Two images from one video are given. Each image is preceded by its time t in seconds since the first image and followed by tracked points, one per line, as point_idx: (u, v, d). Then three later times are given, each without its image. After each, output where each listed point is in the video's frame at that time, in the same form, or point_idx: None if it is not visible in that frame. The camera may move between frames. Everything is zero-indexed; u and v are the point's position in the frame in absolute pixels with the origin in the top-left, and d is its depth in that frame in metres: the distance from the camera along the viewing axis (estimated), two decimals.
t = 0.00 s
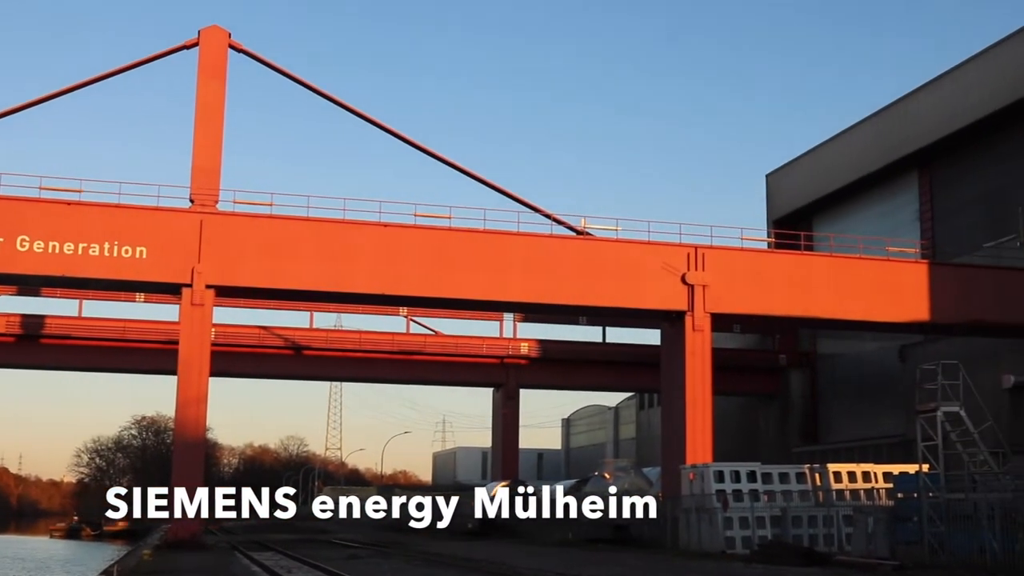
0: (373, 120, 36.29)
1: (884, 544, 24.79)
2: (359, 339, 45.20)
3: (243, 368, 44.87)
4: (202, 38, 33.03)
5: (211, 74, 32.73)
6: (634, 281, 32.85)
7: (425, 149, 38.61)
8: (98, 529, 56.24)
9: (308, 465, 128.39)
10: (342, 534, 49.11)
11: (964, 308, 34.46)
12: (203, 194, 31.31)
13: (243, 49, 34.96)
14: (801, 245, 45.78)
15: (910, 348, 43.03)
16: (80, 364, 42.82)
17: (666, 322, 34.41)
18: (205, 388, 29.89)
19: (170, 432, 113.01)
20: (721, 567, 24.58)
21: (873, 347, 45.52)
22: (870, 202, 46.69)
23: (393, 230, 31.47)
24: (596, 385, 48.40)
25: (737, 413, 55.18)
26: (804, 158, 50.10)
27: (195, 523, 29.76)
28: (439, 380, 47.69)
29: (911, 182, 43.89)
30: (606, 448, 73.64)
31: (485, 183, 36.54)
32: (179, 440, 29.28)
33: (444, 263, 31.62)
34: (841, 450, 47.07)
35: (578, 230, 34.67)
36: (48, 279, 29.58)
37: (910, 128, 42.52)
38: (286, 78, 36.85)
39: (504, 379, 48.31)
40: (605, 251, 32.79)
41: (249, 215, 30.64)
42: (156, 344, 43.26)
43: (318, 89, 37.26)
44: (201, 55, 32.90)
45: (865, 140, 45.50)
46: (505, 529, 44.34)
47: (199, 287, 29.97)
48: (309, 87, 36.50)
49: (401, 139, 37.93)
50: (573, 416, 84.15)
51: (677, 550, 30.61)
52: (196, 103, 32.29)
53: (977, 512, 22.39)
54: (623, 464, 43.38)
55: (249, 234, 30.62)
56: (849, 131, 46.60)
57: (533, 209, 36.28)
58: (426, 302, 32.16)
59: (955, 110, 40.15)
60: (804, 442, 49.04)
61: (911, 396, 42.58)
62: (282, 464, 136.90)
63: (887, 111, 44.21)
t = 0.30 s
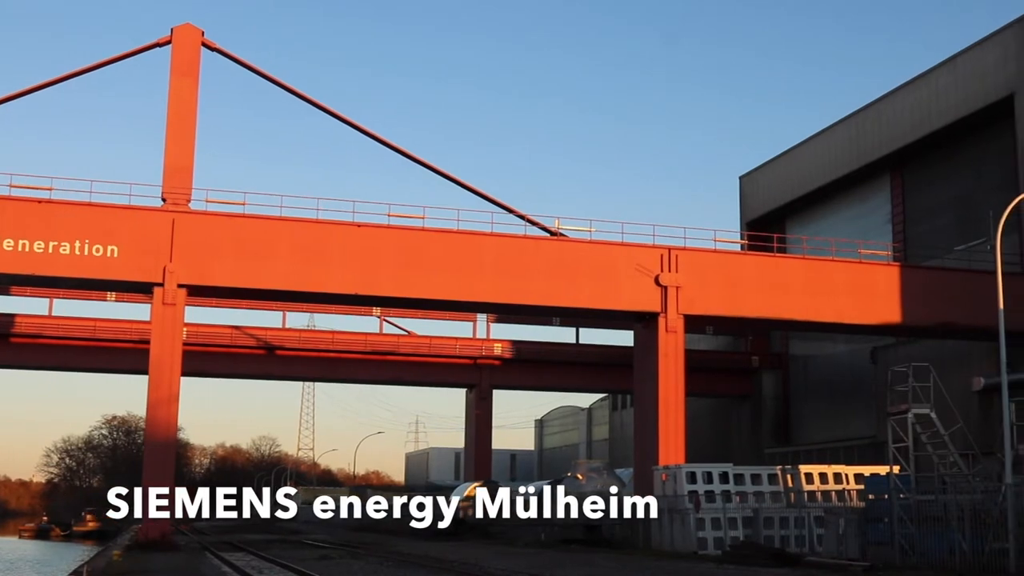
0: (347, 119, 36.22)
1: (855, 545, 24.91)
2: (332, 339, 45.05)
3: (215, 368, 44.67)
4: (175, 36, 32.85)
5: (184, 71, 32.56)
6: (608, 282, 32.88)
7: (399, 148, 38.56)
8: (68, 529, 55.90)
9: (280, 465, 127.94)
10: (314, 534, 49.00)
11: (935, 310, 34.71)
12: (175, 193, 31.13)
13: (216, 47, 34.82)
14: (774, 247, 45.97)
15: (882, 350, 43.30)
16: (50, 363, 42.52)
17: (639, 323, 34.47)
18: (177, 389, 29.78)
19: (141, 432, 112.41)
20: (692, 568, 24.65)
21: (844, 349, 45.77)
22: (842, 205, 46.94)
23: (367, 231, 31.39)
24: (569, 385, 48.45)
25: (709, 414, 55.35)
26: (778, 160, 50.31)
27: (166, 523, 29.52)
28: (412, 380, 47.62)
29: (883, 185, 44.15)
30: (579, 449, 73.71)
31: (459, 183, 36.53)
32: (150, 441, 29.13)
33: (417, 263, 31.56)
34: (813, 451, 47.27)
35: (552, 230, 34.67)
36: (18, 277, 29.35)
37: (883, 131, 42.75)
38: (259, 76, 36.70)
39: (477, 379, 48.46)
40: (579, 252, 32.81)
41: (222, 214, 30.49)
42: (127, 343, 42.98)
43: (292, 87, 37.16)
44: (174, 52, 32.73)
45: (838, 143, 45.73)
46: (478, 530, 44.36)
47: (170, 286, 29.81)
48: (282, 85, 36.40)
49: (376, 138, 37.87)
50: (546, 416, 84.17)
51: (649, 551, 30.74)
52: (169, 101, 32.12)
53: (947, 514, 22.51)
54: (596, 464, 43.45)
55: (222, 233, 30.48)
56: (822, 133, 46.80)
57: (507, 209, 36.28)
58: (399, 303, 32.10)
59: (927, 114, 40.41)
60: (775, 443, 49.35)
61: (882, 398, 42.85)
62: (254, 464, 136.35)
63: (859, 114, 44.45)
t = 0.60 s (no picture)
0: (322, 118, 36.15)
1: (827, 546, 25.02)
2: (306, 338, 44.91)
3: (188, 367, 44.43)
4: (148, 34, 32.68)
5: (158, 69, 32.39)
6: (582, 282, 32.89)
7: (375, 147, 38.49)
8: (40, 530, 55.50)
9: (253, 466, 127.48)
10: (288, 535, 48.81)
11: (908, 312, 34.92)
12: (149, 191, 30.94)
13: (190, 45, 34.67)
14: (749, 249, 46.12)
15: (855, 351, 43.49)
16: (21, 361, 42.19)
17: (614, 324, 34.50)
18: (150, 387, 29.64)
19: (114, 432, 111.81)
20: (665, 569, 24.71)
21: (818, 351, 45.95)
22: (816, 207, 47.13)
23: (342, 230, 31.30)
24: (544, 386, 48.46)
25: (683, 415, 55.48)
26: (752, 162, 50.48)
27: (138, 523, 29.33)
28: (386, 380, 47.52)
29: (857, 187, 44.38)
30: (553, 449, 73.76)
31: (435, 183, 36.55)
32: (122, 440, 28.92)
33: (392, 263, 31.49)
34: (786, 452, 47.44)
35: (527, 230, 34.66)
36: None
37: (857, 133, 42.97)
38: (234, 74, 36.58)
39: (452, 379, 48.41)
40: (553, 252, 32.80)
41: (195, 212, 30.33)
42: (99, 342, 42.69)
43: (265, 85, 37.06)
44: (147, 50, 32.55)
45: (812, 145, 45.92)
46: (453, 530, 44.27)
47: (144, 285, 29.63)
48: (257, 83, 36.29)
49: (351, 137, 37.77)
50: (521, 417, 84.20)
51: (623, 551, 30.79)
52: (142, 99, 31.94)
53: (918, 514, 22.64)
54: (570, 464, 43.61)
55: (195, 232, 30.32)
56: (797, 135, 46.98)
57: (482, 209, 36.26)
58: (374, 302, 32.01)
59: (900, 117, 40.65)
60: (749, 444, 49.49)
61: (856, 399, 43.05)
62: (227, 464, 135.83)
63: (833, 117, 44.64)
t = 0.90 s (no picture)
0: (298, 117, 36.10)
1: (802, 546, 25.12)
2: (281, 338, 44.78)
3: (163, 366, 44.21)
4: (124, 30, 32.49)
5: (133, 66, 32.21)
6: (559, 283, 32.90)
7: (351, 146, 38.40)
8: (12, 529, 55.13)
9: (228, 465, 127.05)
10: (263, 534, 48.62)
11: (883, 313, 35.08)
12: (123, 188, 30.77)
13: (165, 42, 34.52)
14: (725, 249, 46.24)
15: (830, 352, 43.69)
16: None
17: (590, 324, 34.53)
18: (124, 386, 29.47)
19: (88, 431, 111.33)
20: (640, 569, 24.76)
21: (793, 351, 46.12)
22: (792, 208, 47.31)
23: (319, 229, 31.19)
24: (520, 386, 48.48)
25: (659, 415, 55.61)
26: (729, 163, 50.65)
27: (110, 521, 29.22)
28: (362, 380, 47.41)
29: (833, 189, 44.57)
30: (528, 450, 73.80)
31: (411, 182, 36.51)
32: (95, 440, 28.72)
33: (368, 262, 31.42)
34: (761, 452, 47.56)
35: (504, 230, 34.62)
36: None
37: (833, 135, 43.15)
38: (210, 72, 36.44)
39: (428, 379, 48.20)
40: (530, 253, 32.78)
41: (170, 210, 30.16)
42: (72, 340, 42.42)
43: (241, 83, 36.93)
44: (123, 46, 32.36)
45: (788, 147, 46.08)
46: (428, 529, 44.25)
47: (118, 283, 29.46)
48: (233, 81, 36.18)
49: (327, 136, 37.66)
50: (496, 416, 84.23)
51: (599, 551, 30.81)
52: (117, 96, 31.77)
53: (893, 514, 22.75)
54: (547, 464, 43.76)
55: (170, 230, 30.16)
56: (773, 136, 47.12)
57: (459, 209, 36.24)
58: (350, 301, 31.93)
59: (876, 119, 40.85)
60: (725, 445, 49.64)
61: (831, 400, 43.25)
62: (201, 463, 135.37)
63: (809, 118, 44.82)
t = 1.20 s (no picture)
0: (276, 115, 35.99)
1: (778, 545, 25.20)
2: (258, 336, 44.65)
3: (138, 364, 43.99)
4: (100, 26, 32.30)
5: (110, 62, 32.04)
6: (537, 282, 32.90)
7: (329, 145, 38.31)
8: None
9: (204, 464, 126.58)
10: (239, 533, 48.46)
11: (859, 313, 35.25)
12: (99, 185, 30.59)
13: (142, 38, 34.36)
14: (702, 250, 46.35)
15: (807, 352, 43.87)
16: None
17: (567, 323, 34.55)
18: (99, 384, 29.31)
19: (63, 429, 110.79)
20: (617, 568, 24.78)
21: (770, 351, 46.29)
22: (769, 209, 47.47)
23: (296, 227, 31.06)
24: (497, 385, 48.47)
25: (635, 415, 55.72)
26: (706, 163, 50.78)
27: (86, 521, 29.13)
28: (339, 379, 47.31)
29: (810, 189, 44.74)
30: (506, 448, 73.81)
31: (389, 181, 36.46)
32: (71, 438, 28.61)
33: (345, 261, 31.33)
34: (737, 452, 47.70)
35: (482, 230, 34.60)
36: None
37: (810, 136, 43.32)
38: (187, 69, 36.29)
39: (405, 378, 48.16)
40: (508, 252, 32.75)
41: (146, 208, 29.99)
42: (47, 338, 42.17)
43: (218, 81, 36.79)
44: (99, 42, 32.18)
45: (766, 147, 46.23)
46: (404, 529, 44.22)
47: (93, 281, 29.29)
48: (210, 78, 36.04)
49: (304, 134, 37.57)
50: (474, 415, 84.23)
51: (576, 551, 30.81)
52: (93, 92, 31.58)
53: (868, 514, 22.86)
54: (523, 464, 43.85)
55: (146, 227, 29.99)
56: (751, 137, 47.26)
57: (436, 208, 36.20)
58: (327, 300, 31.83)
59: (852, 120, 41.02)
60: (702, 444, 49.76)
61: (807, 399, 43.44)
62: (177, 462, 134.85)
63: (787, 119, 44.97)
